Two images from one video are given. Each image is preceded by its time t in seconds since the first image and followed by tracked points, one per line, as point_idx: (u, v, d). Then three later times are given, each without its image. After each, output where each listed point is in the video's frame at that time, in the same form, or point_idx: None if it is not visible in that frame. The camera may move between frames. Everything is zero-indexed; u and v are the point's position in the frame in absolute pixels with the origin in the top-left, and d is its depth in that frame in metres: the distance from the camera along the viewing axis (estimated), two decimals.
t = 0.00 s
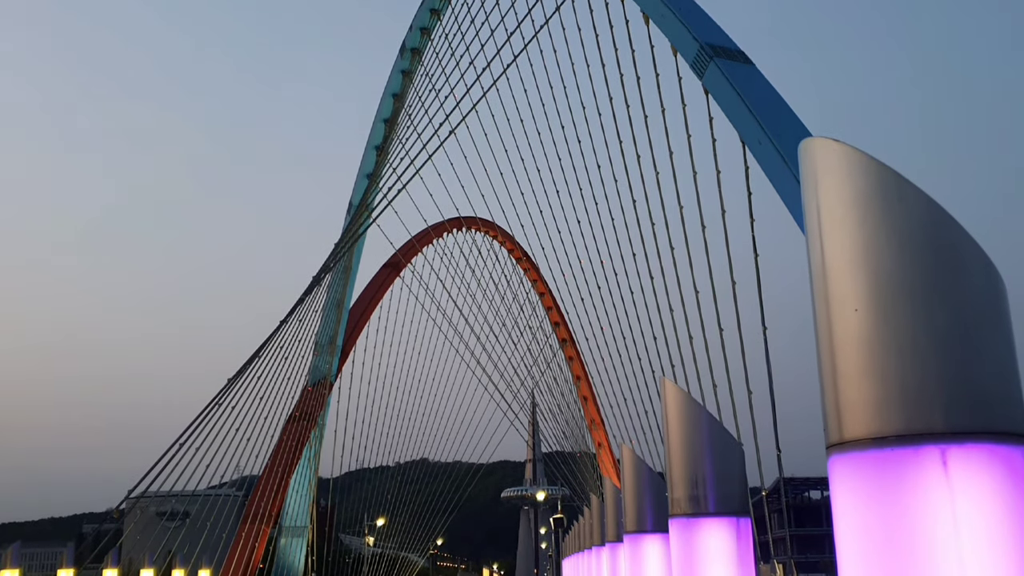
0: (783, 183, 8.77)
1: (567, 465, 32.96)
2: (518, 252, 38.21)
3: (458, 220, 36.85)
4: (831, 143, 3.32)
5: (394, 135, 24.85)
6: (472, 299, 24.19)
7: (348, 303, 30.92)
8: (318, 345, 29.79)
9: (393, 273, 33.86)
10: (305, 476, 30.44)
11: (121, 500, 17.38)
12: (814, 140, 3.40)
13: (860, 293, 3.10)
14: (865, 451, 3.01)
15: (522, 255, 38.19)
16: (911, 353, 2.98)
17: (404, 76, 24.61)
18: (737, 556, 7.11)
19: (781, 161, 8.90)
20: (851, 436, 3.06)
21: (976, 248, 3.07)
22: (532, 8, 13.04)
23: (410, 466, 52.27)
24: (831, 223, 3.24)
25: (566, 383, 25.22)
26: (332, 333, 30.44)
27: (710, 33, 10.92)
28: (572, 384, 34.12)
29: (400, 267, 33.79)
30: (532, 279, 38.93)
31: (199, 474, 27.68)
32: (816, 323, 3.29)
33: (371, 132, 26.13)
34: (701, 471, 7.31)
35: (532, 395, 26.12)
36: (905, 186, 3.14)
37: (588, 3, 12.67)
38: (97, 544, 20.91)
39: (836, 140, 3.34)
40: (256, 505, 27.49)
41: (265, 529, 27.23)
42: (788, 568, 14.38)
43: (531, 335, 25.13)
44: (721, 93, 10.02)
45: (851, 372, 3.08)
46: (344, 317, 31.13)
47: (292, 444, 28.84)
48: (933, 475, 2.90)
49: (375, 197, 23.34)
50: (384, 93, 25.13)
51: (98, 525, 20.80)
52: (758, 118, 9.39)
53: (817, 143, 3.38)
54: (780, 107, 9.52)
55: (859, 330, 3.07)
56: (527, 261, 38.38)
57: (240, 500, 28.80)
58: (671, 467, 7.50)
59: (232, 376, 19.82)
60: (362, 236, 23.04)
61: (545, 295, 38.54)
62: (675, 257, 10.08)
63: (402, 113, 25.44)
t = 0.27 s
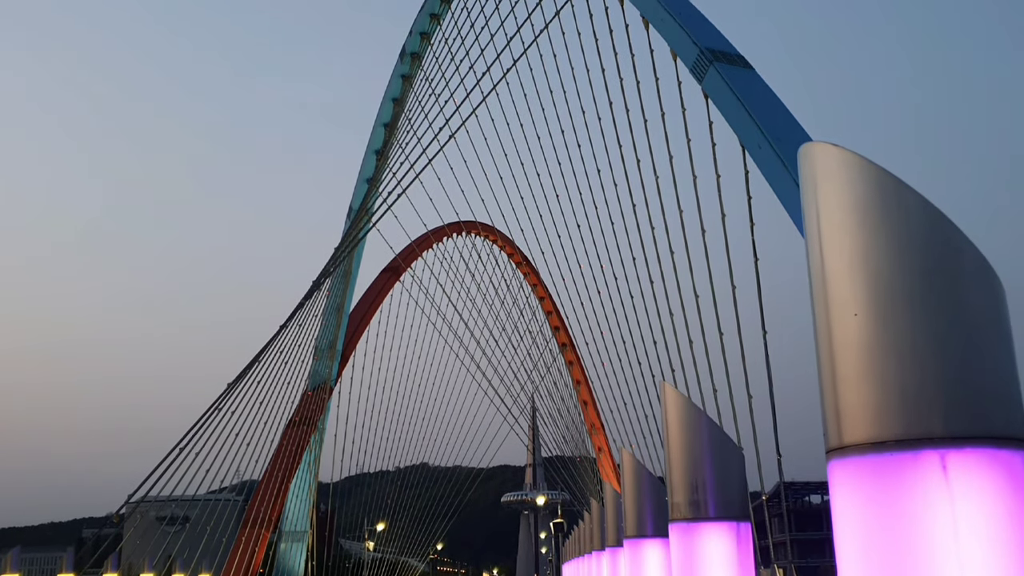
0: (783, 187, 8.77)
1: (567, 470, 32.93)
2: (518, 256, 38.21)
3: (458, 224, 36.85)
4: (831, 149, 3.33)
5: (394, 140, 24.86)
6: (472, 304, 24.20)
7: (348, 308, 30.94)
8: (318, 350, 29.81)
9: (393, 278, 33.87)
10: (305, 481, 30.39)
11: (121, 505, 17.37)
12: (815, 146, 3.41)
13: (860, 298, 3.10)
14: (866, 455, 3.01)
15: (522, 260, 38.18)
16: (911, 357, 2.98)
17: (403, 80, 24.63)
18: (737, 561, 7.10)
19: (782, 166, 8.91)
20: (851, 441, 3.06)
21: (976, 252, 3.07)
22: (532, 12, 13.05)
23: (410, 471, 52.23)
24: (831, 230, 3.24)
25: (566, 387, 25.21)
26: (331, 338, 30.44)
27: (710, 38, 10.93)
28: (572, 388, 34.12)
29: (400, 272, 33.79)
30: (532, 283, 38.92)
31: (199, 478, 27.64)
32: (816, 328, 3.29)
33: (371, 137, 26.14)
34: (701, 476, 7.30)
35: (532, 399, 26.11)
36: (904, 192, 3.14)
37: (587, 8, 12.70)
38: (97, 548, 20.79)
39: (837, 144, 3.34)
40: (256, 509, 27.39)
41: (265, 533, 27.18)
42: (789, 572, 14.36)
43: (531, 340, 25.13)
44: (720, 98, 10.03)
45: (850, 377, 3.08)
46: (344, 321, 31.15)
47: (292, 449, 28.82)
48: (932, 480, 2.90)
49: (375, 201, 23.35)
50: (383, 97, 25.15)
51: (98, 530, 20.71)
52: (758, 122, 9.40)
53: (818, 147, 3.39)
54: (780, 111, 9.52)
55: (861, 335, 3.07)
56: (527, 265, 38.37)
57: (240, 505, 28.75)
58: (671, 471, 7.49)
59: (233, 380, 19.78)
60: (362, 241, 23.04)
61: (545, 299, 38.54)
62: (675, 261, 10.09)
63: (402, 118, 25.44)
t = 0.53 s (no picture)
0: (782, 191, 8.78)
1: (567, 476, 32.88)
2: (518, 261, 38.22)
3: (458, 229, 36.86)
4: (830, 153, 3.34)
5: (394, 145, 24.88)
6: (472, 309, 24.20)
7: (348, 313, 30.94)
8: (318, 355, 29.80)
9: (393, 283, 33.87)
10: (305, 486, 30.31)
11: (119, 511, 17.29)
12: (814, 150, 3.42)
13: (860, 303, 3.11)
14: (865, 459, 3.01)
15: (522, 265, 38.19)
16: (911, 361, 2.98)
17: (403, 85, 24.67)
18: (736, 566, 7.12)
19: (781, 171, 8.91)
20: (851, 446, 3.06)
21: (976, 256, 3.08)
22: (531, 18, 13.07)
23: (409, 476, 52.14)
24: (830, 234, 3.25)
25: (566, 393, 25.19)
26: (332, 343, 30.44)
27: (710, 43, 10.95)
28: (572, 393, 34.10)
29: (400, 277, 33.80)
30: (532, 288, 38.91)
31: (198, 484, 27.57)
32: (816, 332, 3.30)
33: (370, 142, 26.18)
34: (701, 481, 7.30)
35: (531, 405, 26.11)
36: (904, 195, 3.15)
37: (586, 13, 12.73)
38: (97, 554, 20.67)
39: (836, 148, 3.35)
40: (256, 514, 27.28)
41: (264, 538, 27.09)
42: None
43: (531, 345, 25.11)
44: (720, 103, 10.05)
45: (850, 381, 3.09)
46: (344, 326, 31.16)
47: (292, 454, 28.76)
48: (932, 483, 2.90)
49: (375, 206, 23.36)
50: (384, 102, 25.19)
51: (98, 535, 20.60)
52: (758, 127, 9.41)
53: (817, 151, 3.39)
54: (779, 116, 9.54)
55: (860, 339, 3.07)
56: (527, 270, 38.37)
57: (240, 510, 28.67)
58: (671, 476, 7.49)
59: (233, 385, 19.76)
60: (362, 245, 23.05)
61: (546, 304, 38.54)
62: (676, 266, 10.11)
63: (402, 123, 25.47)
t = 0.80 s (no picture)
0: (781, 194, 8.78)
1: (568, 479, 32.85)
2: (517, 265, 38.22)
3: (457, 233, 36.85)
4: (827, 155, 3.35)
5: (394, 149, 24.90)
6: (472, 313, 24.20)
7: (348, 317, 30.94)
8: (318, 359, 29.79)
9: (393, 287, 33.88)
10: (305, 491, 30.25)
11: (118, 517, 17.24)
12: (811, 152, 3.42)
13: (857, 304, 3.11)
14: (864, 461, 3.02)
15: (522, 269, 38.19)
16: (909, 361, 2.99)
17: (403, 89, 24.68)
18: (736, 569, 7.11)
19: (780, 174, 8.92)
20: (849, 447, 3.06)
21: (973, 257, 3.08)
22: (530, 22, 13.10)
23: (410, 481, 52.08)
24: (827, 236, 3.25)
25: (566, 397, 25.18)
26: (332, 347, 30.43)
27: (709, 46, 10.96)
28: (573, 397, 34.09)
29: (400, 281, 33.81)
30: (532, 292, 38.90)
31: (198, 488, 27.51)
32: (813, 333, 3.30)
33: (370, 146, 26.19)
34: (701, 484, 7.30)
35: (532, 409, 26.08)
36: (902, 197, 3.15)
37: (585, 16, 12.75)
38: (98, 559, 20.59)
39: (833, 150, 3.36)
40: (256, 520, 27.21)
41: (265, 543, 27.03)
42: None
43: (531, 349, 25.10)
44: (719, 106, 10.06)
45: (848, 382, 3.09)
46: (344, 331, 31.16)
47: (292, 458, 28.72)
48: (930, 485, 2.90)
49: (375, 210, 23.36)
50: (383, 106, 25.21)
51: (98, 541, 20.53)
52: (757, 130, 9.42)
53: (814, 153, 3.40)
54: (778, 119, 9.55)
55: (858, 341, 3.08)
56: (527, 274, 38.37)
57: (240, 515, 28.62)
58: (671, 478, 7.49)
59: (232, 390, 19.75)
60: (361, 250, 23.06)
61: (546, 308, 38.54)
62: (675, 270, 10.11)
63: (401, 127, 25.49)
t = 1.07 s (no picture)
0: (780, 193, 8.78)
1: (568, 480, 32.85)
2: (517, 266, 38.22)
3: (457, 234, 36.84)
4: (825, 154, 3.35)
5: (393, 150, 24.89)
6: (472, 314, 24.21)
7: (347, 318, 30.95)
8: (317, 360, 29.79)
9: (393, 288, 33.87)
10: (305, 492, 30.23)
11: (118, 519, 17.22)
12: (808, 151, 3.43)
13: (854, 303, 3.12)
14: (862, 460, 3.02)
15: (522, 269, 38.18)
16: (908, 360, 2.99)
17: (402, 90, 24.67)
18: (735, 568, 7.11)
19: (778, 173, 8.91)
20: (848, 446, 3.06)
21: (971, 256, 3.08)
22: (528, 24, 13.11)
23: (410, 481, 52.07)
24: (825, 234, 3.26)
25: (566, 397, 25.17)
26: (331, 348, 30.44)
27: (708, 46, 10.96)
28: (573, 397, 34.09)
29: (399, 282, 33.81)
30: (531, 292, 38.89)
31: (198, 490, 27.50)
32: (812, 333, 3.31)
33: (369, 148, 26.19)
34: (700, 484, 7.30)
35: (531, 409, 26.10)
36: (899, 196, 3.16)
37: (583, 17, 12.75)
38: (98, 561, 20.54)
39: (831, 149, 3.36)
40: (256, 521, 27.18)
41: (265, 545, 27.01)
42: None
43: (530, 349, 25.11)
44: (718, 105, 10.07)
45: (847, 382, 3.09)
46: (344, 332, 31.17)
47: (291, 460, 28.71)
48: (929, 485, 2.90)
49: (374, 211, 23.36)
50: (382, 107, 25.21)
51: (99, 542, 20.49)
52: (755, 129, 9.42)
53: (812, 152, 3.40)
54: (777, 119, 9.55)
55: (856, 340, 3.08)
56: (527, 274, 38.37)
57: (240, 517, 28.61)
58: (671, 478, 7.49)
59: (232, 391, 19.77)
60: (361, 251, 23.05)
61: (545, 308, 38.53)
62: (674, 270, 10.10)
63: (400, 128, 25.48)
